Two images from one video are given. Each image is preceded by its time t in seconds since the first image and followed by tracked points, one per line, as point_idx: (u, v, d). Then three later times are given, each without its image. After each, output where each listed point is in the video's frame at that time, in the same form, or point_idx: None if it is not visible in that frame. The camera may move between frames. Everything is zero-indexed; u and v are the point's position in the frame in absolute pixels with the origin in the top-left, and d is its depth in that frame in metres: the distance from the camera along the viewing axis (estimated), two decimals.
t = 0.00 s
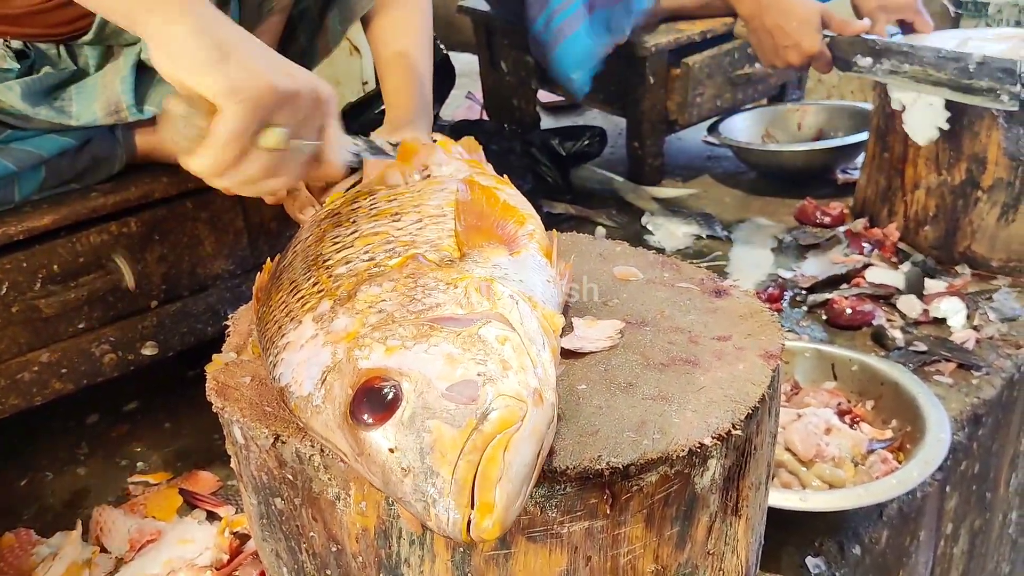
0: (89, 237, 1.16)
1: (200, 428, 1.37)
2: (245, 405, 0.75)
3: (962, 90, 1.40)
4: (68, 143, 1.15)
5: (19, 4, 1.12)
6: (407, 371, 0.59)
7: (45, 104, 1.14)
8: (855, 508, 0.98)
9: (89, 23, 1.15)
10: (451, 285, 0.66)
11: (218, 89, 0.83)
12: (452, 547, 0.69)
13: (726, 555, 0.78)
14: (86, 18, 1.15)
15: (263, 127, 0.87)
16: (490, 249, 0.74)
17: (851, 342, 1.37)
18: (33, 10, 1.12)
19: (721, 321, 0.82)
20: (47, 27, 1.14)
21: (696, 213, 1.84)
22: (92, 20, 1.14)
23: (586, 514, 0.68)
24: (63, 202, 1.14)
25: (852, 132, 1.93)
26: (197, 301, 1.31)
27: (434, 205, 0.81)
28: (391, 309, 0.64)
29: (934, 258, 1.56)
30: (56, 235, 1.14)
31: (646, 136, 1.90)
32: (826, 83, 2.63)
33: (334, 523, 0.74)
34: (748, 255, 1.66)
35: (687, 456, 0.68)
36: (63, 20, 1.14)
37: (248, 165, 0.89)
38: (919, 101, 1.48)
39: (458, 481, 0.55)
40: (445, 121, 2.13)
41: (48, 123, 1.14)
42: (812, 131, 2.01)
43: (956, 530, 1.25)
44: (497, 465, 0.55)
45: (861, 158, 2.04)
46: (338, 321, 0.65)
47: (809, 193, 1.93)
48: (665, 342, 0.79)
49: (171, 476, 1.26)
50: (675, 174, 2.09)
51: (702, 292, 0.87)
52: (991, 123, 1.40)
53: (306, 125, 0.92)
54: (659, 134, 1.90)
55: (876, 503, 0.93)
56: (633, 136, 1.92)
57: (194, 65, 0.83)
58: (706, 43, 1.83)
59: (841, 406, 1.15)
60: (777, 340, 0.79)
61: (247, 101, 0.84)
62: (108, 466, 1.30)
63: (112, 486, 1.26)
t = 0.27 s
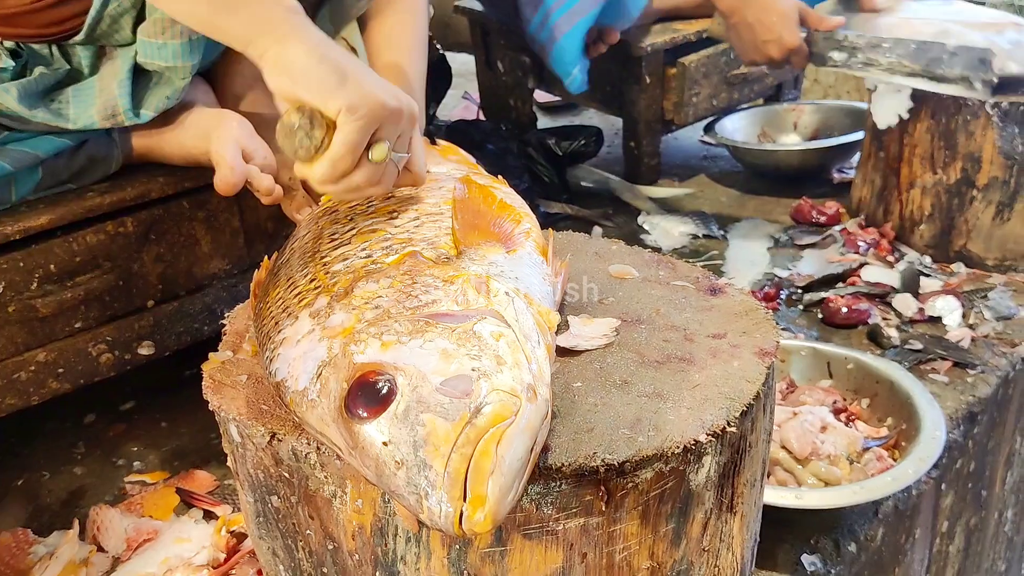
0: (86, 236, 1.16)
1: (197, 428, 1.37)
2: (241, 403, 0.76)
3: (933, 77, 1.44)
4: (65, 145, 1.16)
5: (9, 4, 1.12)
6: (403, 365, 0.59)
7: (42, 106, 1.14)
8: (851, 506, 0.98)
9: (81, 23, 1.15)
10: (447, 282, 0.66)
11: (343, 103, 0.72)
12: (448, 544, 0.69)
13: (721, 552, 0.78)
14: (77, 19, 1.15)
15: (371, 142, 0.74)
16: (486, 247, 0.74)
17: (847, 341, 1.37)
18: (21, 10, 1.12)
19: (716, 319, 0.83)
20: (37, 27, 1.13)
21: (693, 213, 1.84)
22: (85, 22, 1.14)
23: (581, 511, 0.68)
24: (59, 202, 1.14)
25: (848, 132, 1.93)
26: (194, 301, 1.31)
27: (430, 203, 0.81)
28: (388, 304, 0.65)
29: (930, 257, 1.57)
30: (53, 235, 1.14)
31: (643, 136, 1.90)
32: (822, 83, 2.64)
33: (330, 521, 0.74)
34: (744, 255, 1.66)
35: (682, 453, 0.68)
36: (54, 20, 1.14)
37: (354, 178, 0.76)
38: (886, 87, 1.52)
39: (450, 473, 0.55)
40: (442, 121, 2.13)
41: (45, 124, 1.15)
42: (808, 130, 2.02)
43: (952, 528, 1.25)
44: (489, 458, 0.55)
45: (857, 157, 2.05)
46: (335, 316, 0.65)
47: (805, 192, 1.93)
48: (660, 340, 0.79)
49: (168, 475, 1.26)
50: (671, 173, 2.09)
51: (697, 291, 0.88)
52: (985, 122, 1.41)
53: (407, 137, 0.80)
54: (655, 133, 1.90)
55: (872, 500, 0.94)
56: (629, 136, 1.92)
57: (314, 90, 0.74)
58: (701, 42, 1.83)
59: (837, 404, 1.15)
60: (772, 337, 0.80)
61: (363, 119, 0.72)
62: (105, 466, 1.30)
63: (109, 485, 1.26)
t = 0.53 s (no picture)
0: (81, 237, 1.16)
1: (192, 429, 1.37)
2: (235, 404, 0.76)
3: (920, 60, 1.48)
4: (60, 146, 1.16)
5: (8, 9, 1.12)
6: (397, 368, 0.59)
7: (38, 108, 1.14)
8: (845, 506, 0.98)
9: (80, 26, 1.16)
10: (440, 285, 0.66)
11: (358, 67, 0.76)
12: (442, 546, 0.69)
13: (715, 553, 0.78)
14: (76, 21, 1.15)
15: (389, 110, 0.79)
16: (480, 249, 0.75)
17: (842, 341, 1.37)
18: (20, 14, 1.13)
19: (709, 319, 0.83)
20: (37, 31, 1.14)
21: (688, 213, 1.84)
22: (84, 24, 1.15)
23: (575, 512, 0.68)
24: (54, 203, 1.13)
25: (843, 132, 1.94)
26: (189, 302, 1.31)
27: (423, 203, 0.81)
28: (381, 307, 0.65)
29: (924, 257, 1.57)
30: (47, 236, 1.13)
31: (638, 136, 1.91)
32: (818, 84, 2.64)
33: (324, 522, 0.74)
34: (740, 255, 1.66)
35: (675, 454, 0.68)
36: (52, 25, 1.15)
37: (366, 143, 0.80)
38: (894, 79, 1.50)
39: (444, 476, 0.55)
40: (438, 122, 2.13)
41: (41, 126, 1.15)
42: (803, 131, 2.02)
43: (947, 528, 1.25)
44: (483, 462, 0.55)
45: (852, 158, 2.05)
46: (328, 318, 0.65)
47: (800, 192, 1.94)
48: (654, 341, 0.79)
49: (163, 477, 1.26)
50: (666, 174, 2.09)
51: (691, 291, 0.88)
52: (979, 122, 1.41)
53: (421, 111, 0.83)
54: (650, 134, 1.90)
55: (866, 500, 0.94)
56: (625, 136, 1.93)
57: (327, 50, 0.78)
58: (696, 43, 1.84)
59: (832, 404, 1.16)
60: (765, 338, 0.80)
61: (380, 81, 0.77)
62: (99, 467, 1.29)
63: (103, 487, 1.25)
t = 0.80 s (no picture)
0: (77, 238, 1.16)
1: (189, 430, 1.36)
2: (233, 407, 0.75)
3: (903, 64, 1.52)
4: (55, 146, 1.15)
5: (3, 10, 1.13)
6: (395, 372, 0.59)
7: (33, 107, 1.14)
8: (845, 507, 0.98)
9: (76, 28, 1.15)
10: (438, 286, 0.66)
11: (312, 53, 0.75)
12: (441, 548, 0.69)
13: (715, 555, 0.78)
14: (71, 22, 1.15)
15: (344, 100, 0.79)
16: (478, 250, 0.74)
17: (840, 341, 1.37)
18: (16, 16, 1.13)
19: (708, 320, 0.83)
20: (32, 33, 1.14)
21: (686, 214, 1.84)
22: (81, 25, 1.14)
23: (574, 514, 0.68)
24: (50, 204, 1.13)
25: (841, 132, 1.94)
26: (186, 303, 1.30)
27: (421, 204, 0.81)
28: (379, 310, 0.64)
29: (923, 257, 1.57)
30: (44, 237, 1.13)
31: (636, 137, 1.90)
32: (815, 84, 2.64)
33: (323, 525, 0.73)
34: (738, 255, 1.66)
35: (675, 456, 0.68)
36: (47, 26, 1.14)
37: (322, 139, 0.81)
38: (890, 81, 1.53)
39: (445, 482, 0.55)
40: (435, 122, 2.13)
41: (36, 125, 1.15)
42: (801, 131, 2.02)
43: (945, 528, 1.25)
44: (484, 466, 0.55)
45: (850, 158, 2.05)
46: (326, 321, 0.65)
47: (798, 193, 1.94)
48: (653, 342, 0.79)
49: (160, 478, 1.26)
50: (664, 174, 2.09)
51: (689, 292, 0.88)
52: (978, 123, 1.41)
53: (381, 102, 0.85)
54: (648, 134, 1.90)
55: (865, 501, 0.94)
56: (623, 136, 1.93)
57: (283, 35, 0.76)
58: (695, 43, 1.84)
59: (830, 405, 1.16)
60: (764, 339, 0.80)
61: (335, 69, 0.76)
62: (96, 469, 1.29)
63: (100, 488, 1.25)
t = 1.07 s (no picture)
0: (78, 238, 1.15)
1: (190, 431, 1.36)
2: (235, 409, 0.75)
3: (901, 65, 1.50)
4: (54, 146, 1.14)
5: None
6: (400, 372, 0.58)
7: (34, 108, 1.13)
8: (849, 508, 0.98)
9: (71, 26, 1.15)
10: (443, 287, 0.66)
11: (383, 90, 0.74)
12: (446, 551, 0.69)
13: (720, 557, 0.78)
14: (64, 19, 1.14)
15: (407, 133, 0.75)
16: (482, 251, 0.74)
17: (843, 341, 1.37)
18: (9, 12, 1.12)
19: (713, 321, 0.82)
20: (27, 29, 1.13)
21: (688, 213, 1.84)
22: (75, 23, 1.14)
23: (580, 517, 0.67)
24: (50, 204, 1.12)
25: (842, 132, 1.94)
26: (187, 303, 1.30)
27: (422, 203, 0.81)
28: (384, 311, 0.64)
29: (924, 257, 1.57)
30: (44, 237, 1.13)
31: (637, 136, 1.90)
32: (815, 83, 2.64)
33: (326, 527, 0.73)
34: (739, 255, 1.66)
35: (681, 458, 0.67)
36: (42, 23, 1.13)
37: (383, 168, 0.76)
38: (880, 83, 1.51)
39: (451, 483, 0.55)
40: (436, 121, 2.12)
41: (36, 126, 1.14)
42: (802, 130, 2.02)
43: (948, 529, 1.25)
44: (490, 468, 0.55)
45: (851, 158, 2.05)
46: (330, 322, 0.65)
47: (799, 192, 1.93)
48: (658, 343, 0.79)
49: (161, 479, 1.25)
50: (665, 174, 2.09)
51: (694, 293, 0.87)
52: (980, 122, 1.41)
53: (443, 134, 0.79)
54: (649, 133, 1.90)
55: (869, 503, 0.93)
56: (624, 136, 1.92)
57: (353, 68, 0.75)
58: (696, 43, 1.83)
59: (833, 406, 1.15)
60: (770, 340, 0.79)
61: (403, 107, 0.74)
62: (97, 470, 1.28)
63: (100, 490, 1.24)
